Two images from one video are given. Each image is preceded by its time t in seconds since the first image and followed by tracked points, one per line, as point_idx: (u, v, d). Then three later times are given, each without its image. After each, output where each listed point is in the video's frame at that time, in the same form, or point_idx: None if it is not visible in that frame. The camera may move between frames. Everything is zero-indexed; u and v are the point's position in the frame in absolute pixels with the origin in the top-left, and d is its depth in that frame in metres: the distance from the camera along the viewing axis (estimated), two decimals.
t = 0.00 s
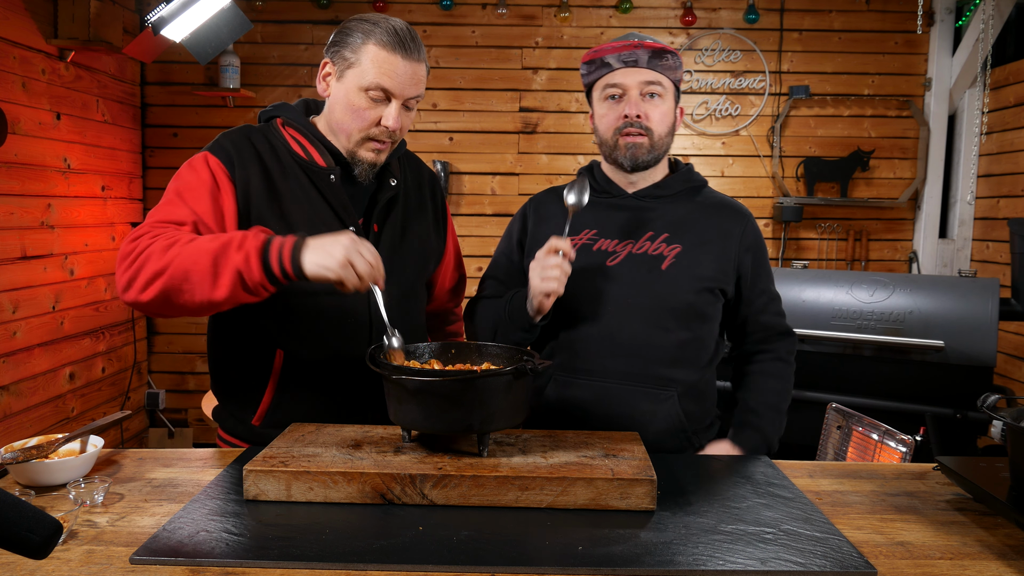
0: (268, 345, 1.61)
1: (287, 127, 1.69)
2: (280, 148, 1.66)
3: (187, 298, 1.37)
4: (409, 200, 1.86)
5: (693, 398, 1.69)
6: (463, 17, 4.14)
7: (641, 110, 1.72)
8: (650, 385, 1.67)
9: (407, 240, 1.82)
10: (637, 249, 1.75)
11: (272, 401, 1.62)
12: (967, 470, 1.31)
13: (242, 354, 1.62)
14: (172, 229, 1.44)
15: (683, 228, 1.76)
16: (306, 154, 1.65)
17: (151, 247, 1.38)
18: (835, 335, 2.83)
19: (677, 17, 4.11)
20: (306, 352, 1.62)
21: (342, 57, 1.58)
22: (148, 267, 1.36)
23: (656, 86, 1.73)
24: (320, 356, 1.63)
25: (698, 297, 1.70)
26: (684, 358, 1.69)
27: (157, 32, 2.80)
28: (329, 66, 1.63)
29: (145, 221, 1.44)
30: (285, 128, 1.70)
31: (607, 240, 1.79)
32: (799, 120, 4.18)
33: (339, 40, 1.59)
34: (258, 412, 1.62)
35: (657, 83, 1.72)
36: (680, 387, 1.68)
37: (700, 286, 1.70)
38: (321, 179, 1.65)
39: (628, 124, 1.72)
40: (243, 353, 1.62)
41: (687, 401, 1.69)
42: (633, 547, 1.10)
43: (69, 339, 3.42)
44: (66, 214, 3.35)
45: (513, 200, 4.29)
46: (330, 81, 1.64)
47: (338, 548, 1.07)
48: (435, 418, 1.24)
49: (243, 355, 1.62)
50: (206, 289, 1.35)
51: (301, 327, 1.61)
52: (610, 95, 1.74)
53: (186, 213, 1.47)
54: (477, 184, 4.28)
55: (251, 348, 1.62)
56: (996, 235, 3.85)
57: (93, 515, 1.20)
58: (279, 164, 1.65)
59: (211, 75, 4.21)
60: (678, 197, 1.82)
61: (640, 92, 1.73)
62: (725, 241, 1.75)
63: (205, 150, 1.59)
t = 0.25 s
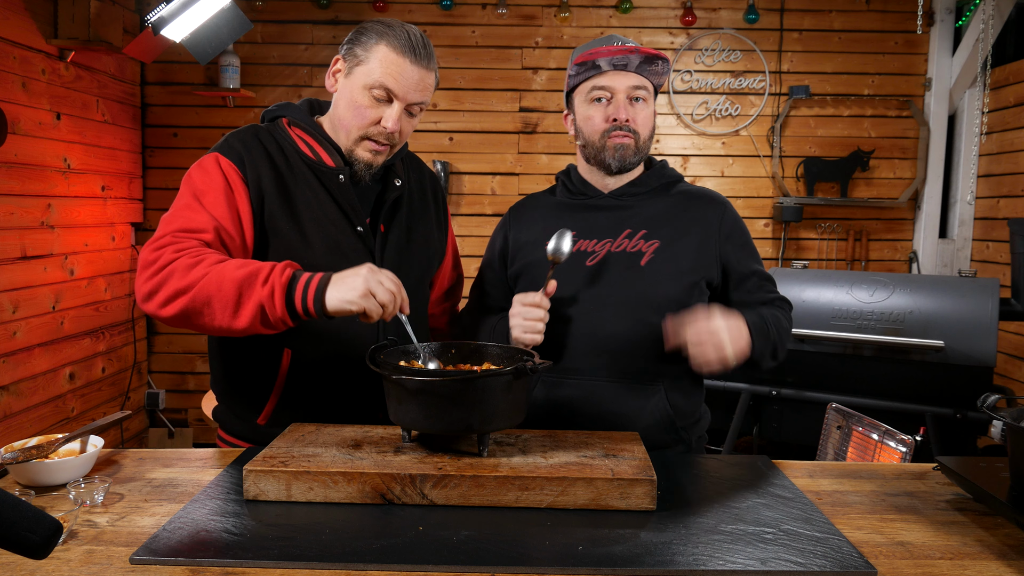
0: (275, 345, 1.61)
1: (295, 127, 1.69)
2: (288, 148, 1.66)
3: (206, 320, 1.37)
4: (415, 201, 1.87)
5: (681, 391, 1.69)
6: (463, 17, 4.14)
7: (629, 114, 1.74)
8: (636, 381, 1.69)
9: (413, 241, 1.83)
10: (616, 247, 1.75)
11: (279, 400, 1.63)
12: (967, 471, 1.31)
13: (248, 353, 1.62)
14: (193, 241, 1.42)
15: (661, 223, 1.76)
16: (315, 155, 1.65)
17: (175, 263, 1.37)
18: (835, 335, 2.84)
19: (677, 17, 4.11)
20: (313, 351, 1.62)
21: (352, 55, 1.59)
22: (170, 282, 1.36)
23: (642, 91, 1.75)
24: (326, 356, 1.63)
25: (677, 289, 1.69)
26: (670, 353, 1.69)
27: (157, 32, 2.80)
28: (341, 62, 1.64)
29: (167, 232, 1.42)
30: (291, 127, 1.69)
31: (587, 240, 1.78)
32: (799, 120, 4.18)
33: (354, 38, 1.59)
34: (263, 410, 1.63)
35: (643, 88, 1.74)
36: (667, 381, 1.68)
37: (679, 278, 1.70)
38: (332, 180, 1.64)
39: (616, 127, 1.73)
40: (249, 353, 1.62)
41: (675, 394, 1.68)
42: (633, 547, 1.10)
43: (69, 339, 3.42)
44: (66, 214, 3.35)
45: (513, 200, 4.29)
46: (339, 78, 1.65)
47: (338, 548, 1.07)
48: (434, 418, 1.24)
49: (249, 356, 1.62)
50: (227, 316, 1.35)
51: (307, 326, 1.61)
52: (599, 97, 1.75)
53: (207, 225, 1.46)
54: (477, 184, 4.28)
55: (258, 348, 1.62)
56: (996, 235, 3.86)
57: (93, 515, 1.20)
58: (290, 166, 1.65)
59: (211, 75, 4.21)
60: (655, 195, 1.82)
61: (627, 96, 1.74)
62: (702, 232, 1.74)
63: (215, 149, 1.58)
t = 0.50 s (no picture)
0: (280, 345, 1.61)
1: (298, 125, 1.69)
2: (293, 146, 1.66)
3: (203, 323, 1.36)
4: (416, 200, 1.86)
5: (674, 382, 1.68)
6: (463, 17, 4.14)
7: (639, 119, 1.72)
8: (626, 375, 1.67)
9: (416, 242, 1.83)
10: (602, 244, 1.75)
11: (283, 401, 1.62)
12: (967, 471, 1.31)
13: (252, 352, 1.62)
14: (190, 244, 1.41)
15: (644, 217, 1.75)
16: (320, 153, 1.65)
17: (171, 267, 1.36)
18: (835, 335, 2.83)
19: (677, 17, 4.11)
20: (316, 352, 1.62)
21: (362, 57, 1.59)
22: (167, 287, 1.35)
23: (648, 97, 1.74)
24: (328, 356, 1.63)
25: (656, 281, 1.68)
26: (656, 344, 1.68)
27: (157, 32, 2.80)
28: (348, 63, 1.63)
29: (164, 235, 1.42)
30: (295, 125, 1.69)
31: (575, 239, 1.78)
32: (799, 120, 4.18)
33: (361, 40, 1.59)
34: (268, 411, 1.63)
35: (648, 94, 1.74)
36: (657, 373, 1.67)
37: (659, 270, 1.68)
38: (338, 178, 1.64)
39: (627, 132, 1.71)
40: (252, 353, 1.62)
41: (668, 386, 1.67)
42: (632, 547, 1.10)
43: (69, 339, 3.42)
44: (66, 214, 3.35)
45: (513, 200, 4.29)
46: (346, 79, 1.65)
47: (338, 548, 1.07)
48: (434, 418, 1.24)
49: (252, 356, 1.62)
50: (222, 318, 1.34)
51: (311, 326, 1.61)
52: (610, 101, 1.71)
53: (203, 227, 1.44)
54: (477, 184, 4.28)
55: (263, 348, 1.61)
56: (996, 235, 3.86)
57: (94, 515, 1.20)
58: (295, 166, 1.64)
59: (211, 75, 4.21)
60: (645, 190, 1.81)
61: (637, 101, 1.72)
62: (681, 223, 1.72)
63: (217, 149, 1.58)
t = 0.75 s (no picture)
0: (282, 345, 1.61)
1: (299, 125, 1.69)
2: (296, 146, 1.66)
3: (198, 325, 1.38)
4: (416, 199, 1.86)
5: (663, 383, 1.67)
6: (463, 17, 4.14)
7: (635, 123, 1.72)
8: (615, 374, 1.67)
9: (418, 242, 1.83)
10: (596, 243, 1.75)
11: (284, 402, 1.62)
12: (967, 470, 1.31)
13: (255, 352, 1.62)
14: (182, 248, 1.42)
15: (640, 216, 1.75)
16: (323, 153, 1.65)
17: (163, 272, 1.37)
18: (835, 335, 2.83)
19: (677, 17, 4.11)
20: (317, 352, 1.62)
21: (360, 58, 1.59)
22: (161, 292, 1.36)
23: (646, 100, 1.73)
24: (330, 356, 1.64)
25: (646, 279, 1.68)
26: (644, 343, 1.67)
27: (157, 32, 2.80)
28: (347, 65, 1.63)
29: (158, 241, 1.43)
30: (299, 126, 1.69)
31: (570, 238, 1.79)
32: (799, 120, 4.18)
33: (360, 42, 1.59)
34: (270, 410, 1.62)
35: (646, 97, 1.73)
36: (645, 372, 1.66)
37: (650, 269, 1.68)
38: (340, 177, 1.64)
39: (622, 135, 1.72)
40: (253, 353, 1.62)
41: (656, 387, 1.66)
42: (632, 547, 1.10)
43: (69, 339, 3.42)
44: (66, 213, 3.35)
45: (513, 200, 4.29)
46: (345, 81, 1.64)
47: (337, 549, 1.07)
48: (434, 418, 1.24)
49: (253, 356, 1.62)
50: (212, 318, 1.35)
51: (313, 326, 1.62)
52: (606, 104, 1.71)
53: (196, 231, 1.45)
54: (477, 184, 4.28)
55: (265, 348, 1.62)
56: (996, 235, 3.86)
57: (94, 515, 1.20)
58: (296, 165, 1.64)
59: (211, 75, 4.21)
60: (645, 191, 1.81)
61: (633, 104, 1.72)
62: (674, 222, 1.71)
63: (217, 150, 1.58)
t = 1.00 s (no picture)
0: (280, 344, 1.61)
1: (298, 126, 1.69)
2: (292, 146, 1.66)
3: (216, 339, 1.39)
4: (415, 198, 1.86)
5: (661, 385, 1.66)
6: (463, 17, 4.14)
7: (631, 123, 1.72)
8: (612, 376, 1.67)
9: (416, 242, 1.83)
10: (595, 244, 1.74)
11: (282, 401, 1.62)
12: (967, 471, 1.31)
13: (252, 352, 1.61)
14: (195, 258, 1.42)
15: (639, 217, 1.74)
16: (318, 153, 1.65)
17: (179, 286, 1.37)
18: (835, 335, 2.83)
19: (677, 17, 4.11)
20: (315, 351, 1.62)
21: (354, 59, 1.59)
22: (178, 305, 1.37)
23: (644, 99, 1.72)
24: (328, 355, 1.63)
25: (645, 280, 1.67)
26: (642, 344, 1.66)
27: (157, 32, 2.80)
28: (341, 66, 1.63)
29: (169, 250, 1.42)
30: (294, 126, 1.69)
31: (570, 239, 1.78)
32: (799, 120, 4.18)
33: (353, 42, 1.59)
34: (268, 410, 1.63)
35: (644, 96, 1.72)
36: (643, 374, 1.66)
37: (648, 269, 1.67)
38: (337, 178, 1.64)
39: (619, 135, 1.72)
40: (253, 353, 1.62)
41: (654, 389, 1.66)
42: (632, 547, 1.10)
43: (69, 339, 3.42)
44: (66, 214, 3.35)
45: (513, 200, 4.29)
46: (341, 82, 1.64)
47: (338, 549, 1.07)
48: (434, 418, 1.24)
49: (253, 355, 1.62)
50: (233, 336, 1.36)
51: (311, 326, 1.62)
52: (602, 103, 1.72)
53: (206, 237, 1.45)
54: (477, 184, 4.28)
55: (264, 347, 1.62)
56: (996, 235, 3.86)
57: (94, 515, 1.20)
58: (292, 165, 1.64)
59: (211, 75, 4.21)
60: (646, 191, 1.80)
61: (630, 103, 1.71)
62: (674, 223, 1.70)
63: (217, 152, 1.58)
